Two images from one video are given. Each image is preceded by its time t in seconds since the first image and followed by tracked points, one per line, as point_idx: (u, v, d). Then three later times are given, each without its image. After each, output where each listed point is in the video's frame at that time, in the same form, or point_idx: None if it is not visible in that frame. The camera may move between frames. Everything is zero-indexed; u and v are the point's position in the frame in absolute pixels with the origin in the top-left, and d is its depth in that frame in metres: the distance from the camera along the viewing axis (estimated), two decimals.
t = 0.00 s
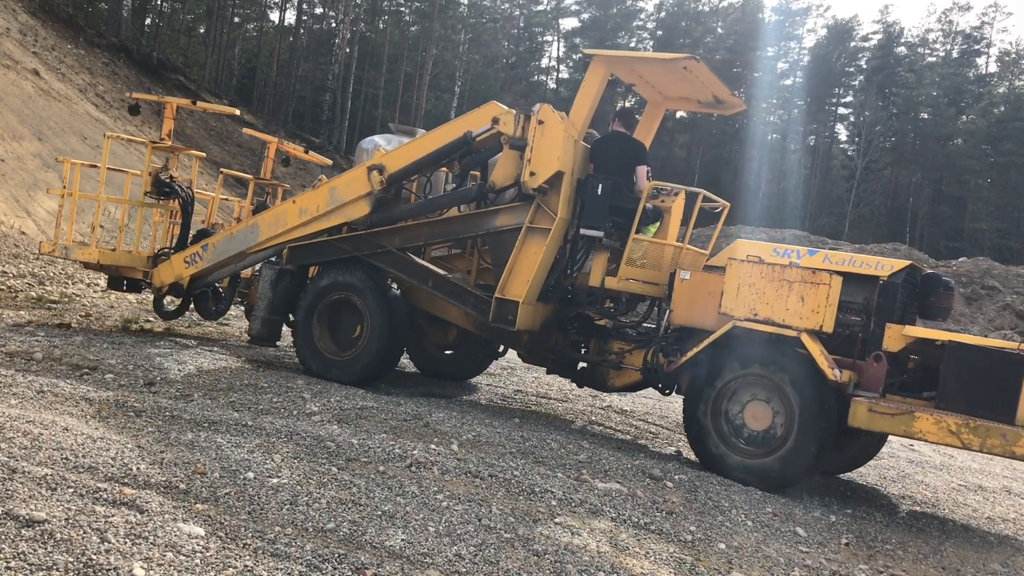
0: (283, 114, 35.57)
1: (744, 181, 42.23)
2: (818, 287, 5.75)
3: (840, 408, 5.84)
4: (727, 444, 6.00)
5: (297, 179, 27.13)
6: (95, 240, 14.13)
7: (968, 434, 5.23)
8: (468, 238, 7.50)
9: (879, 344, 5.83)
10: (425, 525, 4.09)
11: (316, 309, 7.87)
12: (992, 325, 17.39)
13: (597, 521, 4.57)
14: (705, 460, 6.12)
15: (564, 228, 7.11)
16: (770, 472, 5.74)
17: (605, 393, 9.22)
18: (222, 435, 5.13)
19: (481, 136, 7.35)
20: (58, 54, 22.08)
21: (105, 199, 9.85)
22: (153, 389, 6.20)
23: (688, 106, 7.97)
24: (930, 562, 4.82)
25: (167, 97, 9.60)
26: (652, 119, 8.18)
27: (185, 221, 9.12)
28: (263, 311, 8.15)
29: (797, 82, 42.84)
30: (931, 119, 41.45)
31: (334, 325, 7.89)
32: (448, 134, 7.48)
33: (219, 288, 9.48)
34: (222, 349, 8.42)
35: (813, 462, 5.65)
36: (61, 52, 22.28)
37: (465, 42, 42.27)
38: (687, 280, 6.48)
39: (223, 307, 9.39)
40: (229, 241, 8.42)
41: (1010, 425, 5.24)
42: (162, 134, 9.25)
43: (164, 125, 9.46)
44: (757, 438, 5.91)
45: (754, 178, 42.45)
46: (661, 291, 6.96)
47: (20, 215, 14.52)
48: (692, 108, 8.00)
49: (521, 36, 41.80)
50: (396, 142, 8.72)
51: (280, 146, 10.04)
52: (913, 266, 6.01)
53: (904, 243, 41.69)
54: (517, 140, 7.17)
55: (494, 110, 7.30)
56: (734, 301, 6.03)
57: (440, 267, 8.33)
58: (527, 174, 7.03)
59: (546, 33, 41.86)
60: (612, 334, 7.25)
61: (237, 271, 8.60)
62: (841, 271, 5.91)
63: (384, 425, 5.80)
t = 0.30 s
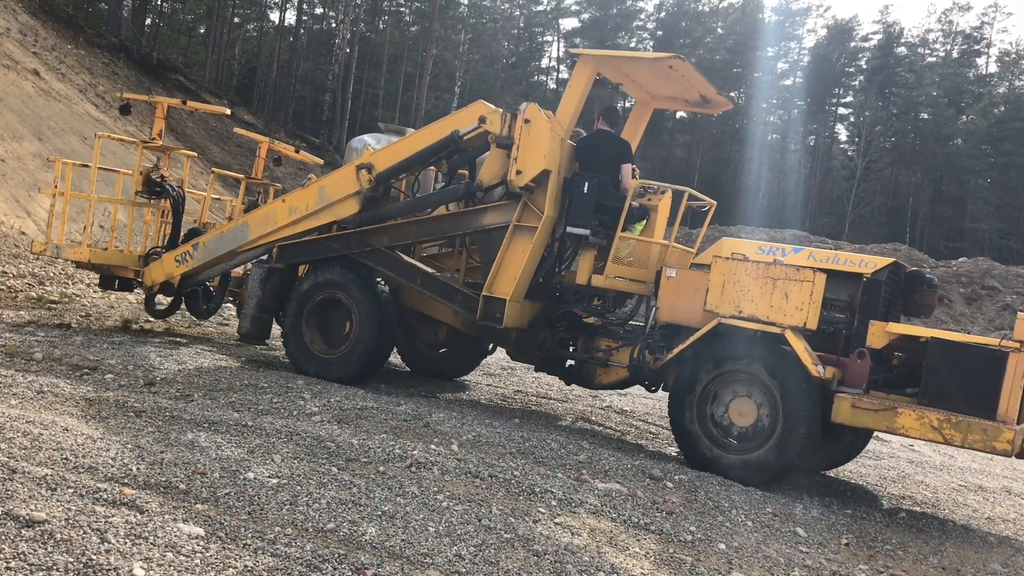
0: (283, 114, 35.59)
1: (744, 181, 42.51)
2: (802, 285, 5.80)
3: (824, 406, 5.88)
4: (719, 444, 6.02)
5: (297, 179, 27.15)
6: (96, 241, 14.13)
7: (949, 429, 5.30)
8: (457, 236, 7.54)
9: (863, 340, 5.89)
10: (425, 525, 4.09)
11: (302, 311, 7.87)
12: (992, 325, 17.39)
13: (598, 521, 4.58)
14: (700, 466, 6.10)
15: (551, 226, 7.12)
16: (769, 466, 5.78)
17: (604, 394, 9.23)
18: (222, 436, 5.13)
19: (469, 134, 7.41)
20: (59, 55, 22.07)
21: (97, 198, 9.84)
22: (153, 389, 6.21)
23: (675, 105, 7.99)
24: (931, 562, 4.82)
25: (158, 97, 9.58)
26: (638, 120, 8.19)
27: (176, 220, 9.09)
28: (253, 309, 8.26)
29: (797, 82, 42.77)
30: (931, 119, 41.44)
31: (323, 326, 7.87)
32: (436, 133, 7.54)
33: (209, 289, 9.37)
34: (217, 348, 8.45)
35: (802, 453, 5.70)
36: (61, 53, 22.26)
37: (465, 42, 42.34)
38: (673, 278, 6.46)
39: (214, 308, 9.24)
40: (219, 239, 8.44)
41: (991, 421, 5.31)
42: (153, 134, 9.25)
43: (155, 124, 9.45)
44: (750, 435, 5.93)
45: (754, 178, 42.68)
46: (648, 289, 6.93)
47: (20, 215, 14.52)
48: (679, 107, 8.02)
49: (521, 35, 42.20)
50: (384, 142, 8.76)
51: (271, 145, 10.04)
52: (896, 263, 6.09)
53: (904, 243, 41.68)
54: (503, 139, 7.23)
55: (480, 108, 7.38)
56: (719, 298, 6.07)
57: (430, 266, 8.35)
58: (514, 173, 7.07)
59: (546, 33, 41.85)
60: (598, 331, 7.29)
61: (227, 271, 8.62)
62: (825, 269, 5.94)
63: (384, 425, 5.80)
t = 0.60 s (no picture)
0: (283, 114, 35.58)
1: (743, 181, 42.58)
2: (782, 282, 5.82)
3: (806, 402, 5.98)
4: (709, 443, 6.06)
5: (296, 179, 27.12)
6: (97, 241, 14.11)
7: (928, 425, 5.34)
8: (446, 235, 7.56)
9: (846, 337, 5.95)
10: (425, 525, 4.10)
11: (288, 316, 7.91)
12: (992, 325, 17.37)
13: (598, 521, 4.58)
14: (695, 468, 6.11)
15: (540, 225, 7.14)
16: (759, 459, 5.80)
17: (604, 394, 9.23)
18: (222, 436, 5.13)
19: (458, 133, 7.39)
20: (59, 54, 22.07)
21: (87, 197, 9.80)
22: (153, 389, 6.20)
23: (662, 105, 8.02)
24: (930, 562, 4.82)
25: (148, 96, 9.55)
26: (626, 119, 8.22)
27: (166, 217, 9.03)
28: (243, 307, 8.21)
29: (797, 82, 42.80)
30: (931, 119, 41.40)
31: (312, 327, 7.90)
32: (426, 133, 7.52)
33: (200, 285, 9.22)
34: (215, 348, 8.43)
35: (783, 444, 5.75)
36: (61, 53, 22.25)
37: (465, 43, 42.39)
38: (658, 275, 6.53)
39: (206, 306, 9.00)
40: (209, 238, 8.39)
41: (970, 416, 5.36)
42: (143, 133, 9.24)
43: (146, 124, 9.42)
44: (738, 429, 5.97)
45: (753, 178, 42.68)
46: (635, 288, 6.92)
47: (20, 215, 14.49)
48: (666, 106, 8.05)
49: (521, 36, 41.99)
50: (375, 139, 8.76)
51: (261, 143, 10.00)
52: (879, 260, 6.14)
53: (904, 243, 41.62)
54: (492, 138, 7.23)
55: (470, 108, 7.35)
56: (701, 294, 6.15)
57: (419, 263, 8.38)
58: (503, 172, 7.07)
59: (546, 33, 41.87)
60: (586, 329, 7.32)
61: (217, 269, 8.58)
62: (808, 265, 6.04)
63: (384, 425, 5.80)
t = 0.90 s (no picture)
0: (283, 114, 35.57)
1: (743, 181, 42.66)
2: (766, 278, 5.96)
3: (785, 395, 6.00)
4: (704, 439, 6.07)
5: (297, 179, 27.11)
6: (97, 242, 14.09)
7: (908, 419, 5.46)
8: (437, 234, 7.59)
9: (829, 333, 6.05)
10: (425, 525, 4.10)
11: (277, 317, 7.91)
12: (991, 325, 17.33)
13: (598, 521, 4.58)
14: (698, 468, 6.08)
15: (529, 224, 7.20)
16: (753, 441, 5.86)
17: (604, 394, 9.23)
18: (223, 436, 5.13)
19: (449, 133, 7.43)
20: (59, 55, 22.07)
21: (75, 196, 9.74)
22: (153, 389, 6.21)
23: (650, 106, 8.06)
24: (931, 562, 4.82)
25: (136, 94, 9.50)
26: (614, 119, 8.24)
27: (154, 217, 8.99)
28: (234, 305, 8.18)
29: (797, 82, 42.81)
30: (931, 119, 41.37)
31: (303, 325, 7.91)
32: (417, 132, 7.56)
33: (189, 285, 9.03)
34: (213, 348, 8.44)
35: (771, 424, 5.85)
36: (61, 53, 22.26)
37: (465, 42, 42.40)
38: (644, 273, 6.62)
39: (194, 305, 8.97)
40: (198, 237, 8.37)
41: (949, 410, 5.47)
42: (131, 131, 9.19)
43: (133, 123, 9.39)
44: (726, 420, 6.03)
45: (753, 178, 42.76)
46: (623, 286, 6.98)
47: (20, 215, 14.48)
48: (654, 107, 8.09)
49: (521, 35, 42.23)
50: (364, 139, 8.78)
51: (249, 142, 9.94)
52: (860, 256, 6.26)
53: (904, 243, 41.62)
54: (483, 138, 7.28)
55: (462, 107, 7.40)
56: (685, 291, 6.25)
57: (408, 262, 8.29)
58: (493, 171, 7.11)
59: (546, 33, 41.89)
60: (575, 327, 7.27)
61: (207, 268, 8.55)
62: (790, 263, 6.14)
63: (384, 425, 5.80)
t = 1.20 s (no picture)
0: (283, 114, 35.56)
1: (744, 181, 42.84)
2: (748, 276, 5.97)
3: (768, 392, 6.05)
4: (695, 433, 6.09)
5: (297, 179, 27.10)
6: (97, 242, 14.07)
7: (888, 416, 5.53)
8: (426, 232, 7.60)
9: (811, 331, 6.06)
10: (425, 525, 4.10)
11: (263, 320, 7.91)
12: (991, 325, 17.29)
13: (597, 521, 4.59)
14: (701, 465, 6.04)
15: (517, 223, 7.23)
16: (742, 425, 5.88)
17: (604, 394, 9.22)
18: (222, 436, 5.13)
19: (436, 132, 7.44)
20: (59, 55, 22.07)
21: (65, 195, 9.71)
22: (153, 389, 6.20)
23: (637, 103, 8.11)
24: (930, 562, 4.82)
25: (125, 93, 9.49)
26: (601, 119, 8.25)
27: (144, 215, 8.98)
28: (222, 304, 8.16)
29: (797, 82, 42.74)
30: (931, 119, 41.33)
31: (293, 325, 7.93)
32: (404, 130, 7.57)
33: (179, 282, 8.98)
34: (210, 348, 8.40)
35: (757, 405, 5.87)
36: (61, 53, 22.26)
37: (465, 42, 42.36)
38: (629, 270, 6.69)
39: (184, 301, 8.90)
40: (188, 236, 8.36)
41: (930, 406, 5.54)
42: (121, 130, 9.18)
43: (123, 121, 9.39)
44: (712, 410, 6.07)
45: (753, 178, 42.92)
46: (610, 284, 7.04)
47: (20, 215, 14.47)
48: (640, 105, 8.15)
49: (521, 36, 42.16)
50: (353, 138, 8.81)
51: (239, 141, 9.93)
52: (844, 255, 6.31)
53: (904, 243, 41.64)
54: (471, 137, 7.30)
55: (448, 107, 7.41)
56: (669, 289, 6.27)
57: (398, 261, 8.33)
58: (481, 170, 7.14)
59: (546, 32, 41.86)
60: (562, 324, 7.32)
61: (197, 266, 8.55)
62: (774, 261, 6.14)
63: (384, 425, 5.80)
